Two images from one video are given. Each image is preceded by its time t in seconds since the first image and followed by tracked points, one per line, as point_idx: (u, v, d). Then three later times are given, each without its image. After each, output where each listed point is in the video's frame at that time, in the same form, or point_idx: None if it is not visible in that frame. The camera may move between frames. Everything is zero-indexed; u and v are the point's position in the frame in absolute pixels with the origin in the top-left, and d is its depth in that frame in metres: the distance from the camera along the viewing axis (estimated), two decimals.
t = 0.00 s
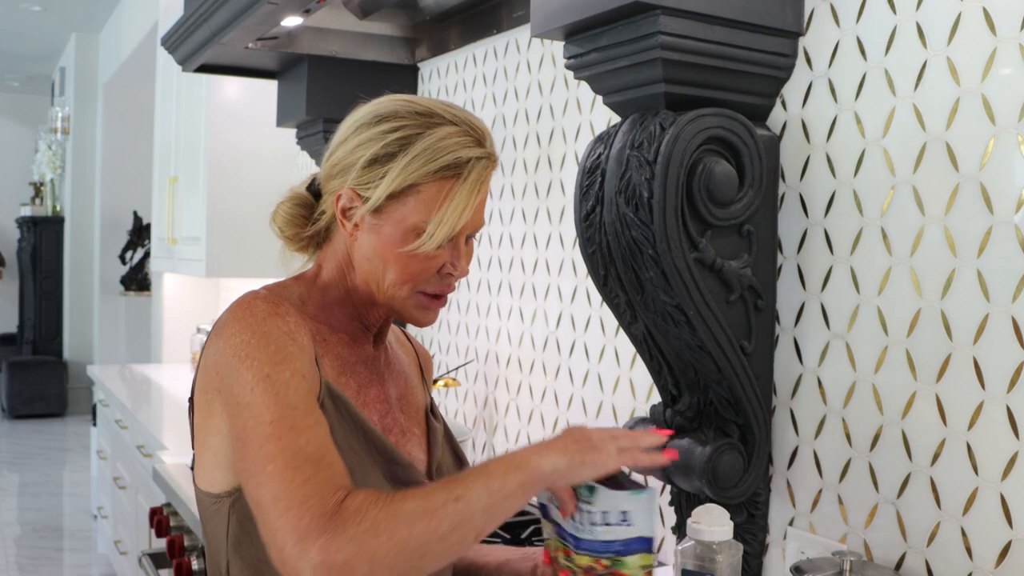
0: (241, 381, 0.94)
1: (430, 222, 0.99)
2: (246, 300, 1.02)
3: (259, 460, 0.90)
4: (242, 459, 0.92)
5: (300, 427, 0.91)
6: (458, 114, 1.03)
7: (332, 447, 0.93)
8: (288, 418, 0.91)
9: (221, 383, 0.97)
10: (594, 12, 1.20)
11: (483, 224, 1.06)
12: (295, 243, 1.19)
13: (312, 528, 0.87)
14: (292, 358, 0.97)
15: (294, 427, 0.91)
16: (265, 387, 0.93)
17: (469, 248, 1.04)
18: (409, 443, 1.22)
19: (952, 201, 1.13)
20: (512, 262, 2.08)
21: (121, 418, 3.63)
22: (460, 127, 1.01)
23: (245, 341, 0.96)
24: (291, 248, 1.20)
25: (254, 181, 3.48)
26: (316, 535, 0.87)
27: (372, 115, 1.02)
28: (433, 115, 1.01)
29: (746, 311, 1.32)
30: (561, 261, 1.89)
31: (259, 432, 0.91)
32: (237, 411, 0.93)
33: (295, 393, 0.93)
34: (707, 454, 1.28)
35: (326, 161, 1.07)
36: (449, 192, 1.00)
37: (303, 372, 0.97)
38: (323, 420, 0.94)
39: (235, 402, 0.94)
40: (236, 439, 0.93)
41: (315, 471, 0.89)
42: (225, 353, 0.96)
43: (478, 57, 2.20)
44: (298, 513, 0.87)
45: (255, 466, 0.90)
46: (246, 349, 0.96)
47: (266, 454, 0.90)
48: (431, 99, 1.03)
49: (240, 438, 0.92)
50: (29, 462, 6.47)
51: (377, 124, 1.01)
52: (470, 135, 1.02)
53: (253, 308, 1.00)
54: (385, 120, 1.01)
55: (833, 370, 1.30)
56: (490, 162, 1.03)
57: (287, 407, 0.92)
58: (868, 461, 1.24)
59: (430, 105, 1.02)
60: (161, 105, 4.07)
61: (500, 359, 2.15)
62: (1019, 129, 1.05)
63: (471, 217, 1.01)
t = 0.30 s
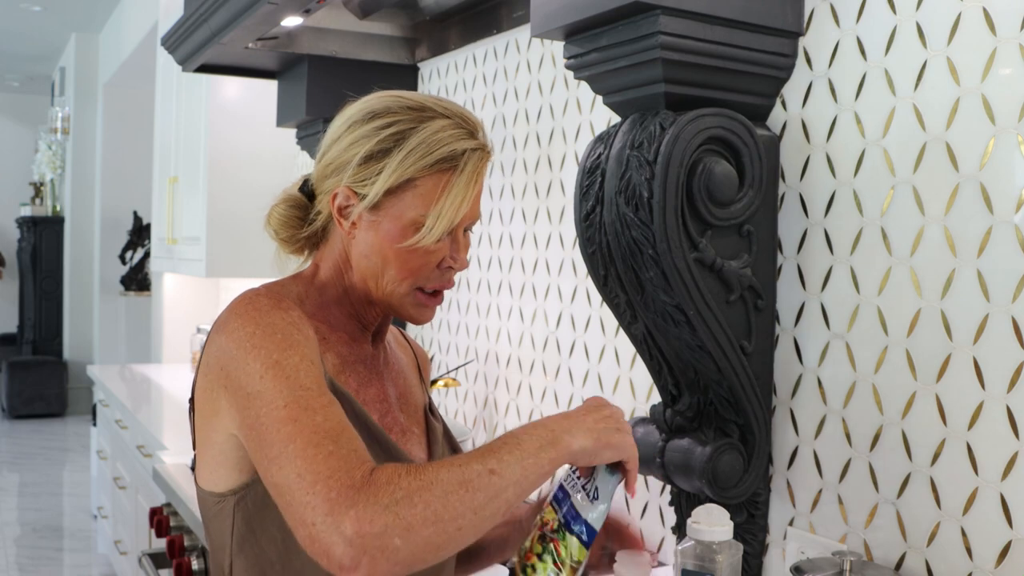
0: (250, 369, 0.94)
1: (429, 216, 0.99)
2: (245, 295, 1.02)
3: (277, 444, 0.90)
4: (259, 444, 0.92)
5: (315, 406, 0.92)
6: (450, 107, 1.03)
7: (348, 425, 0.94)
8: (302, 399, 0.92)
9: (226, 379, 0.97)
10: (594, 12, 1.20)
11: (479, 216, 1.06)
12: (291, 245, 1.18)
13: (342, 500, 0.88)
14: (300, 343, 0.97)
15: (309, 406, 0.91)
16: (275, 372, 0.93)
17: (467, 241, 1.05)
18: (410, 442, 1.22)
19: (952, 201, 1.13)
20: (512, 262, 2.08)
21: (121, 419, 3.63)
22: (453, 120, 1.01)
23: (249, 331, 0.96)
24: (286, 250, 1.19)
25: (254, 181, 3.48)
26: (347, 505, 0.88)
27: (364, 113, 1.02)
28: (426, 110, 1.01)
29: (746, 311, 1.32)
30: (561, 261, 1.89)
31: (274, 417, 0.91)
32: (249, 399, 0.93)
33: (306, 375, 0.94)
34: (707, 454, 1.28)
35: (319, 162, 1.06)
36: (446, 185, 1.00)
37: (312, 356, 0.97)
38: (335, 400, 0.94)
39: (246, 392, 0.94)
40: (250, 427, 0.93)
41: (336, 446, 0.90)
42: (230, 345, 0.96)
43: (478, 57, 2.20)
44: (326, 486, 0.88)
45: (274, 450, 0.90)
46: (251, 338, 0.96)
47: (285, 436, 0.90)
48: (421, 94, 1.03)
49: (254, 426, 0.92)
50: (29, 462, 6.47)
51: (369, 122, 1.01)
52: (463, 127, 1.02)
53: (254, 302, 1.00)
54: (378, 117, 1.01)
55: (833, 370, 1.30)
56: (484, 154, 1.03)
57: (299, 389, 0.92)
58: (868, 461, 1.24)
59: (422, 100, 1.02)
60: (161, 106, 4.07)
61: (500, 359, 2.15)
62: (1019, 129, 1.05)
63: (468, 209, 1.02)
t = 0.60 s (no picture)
0: (253, 377, 0.94)
1: (433, 213, 0.99)
2: (248, 300, 1.01)
3: (279, 456, 0.90)
4: (261, 455, 0.92)
5: (318, 419, 0.91)
6: (450, 105, 1.03)
7: (355, 440, 0.93)
8: (305, 411, 0.91)
9: (229, 383, 0.97)
10: (594, 12, 1.20)
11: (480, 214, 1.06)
12: (291, 245, 1.18)
13: (342, 518, 0.87)
14: (303, 351, 0.97)
15: (312, 419, 0.91)
16: (278, 381, 0.93)
17: (467, 239, 1.05)
18: (411, 442, 1.22)
19: (952, 202, 1.13)
20: (512, 262, 2.08)
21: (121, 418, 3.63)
22: (454, 117, 1.01)
23: (251, 338, 0.96)
24: (285, 250, 1.19)
25: (254, 181, 3.48)
26: (347, 524, 0.87)
27: (364, 111, 1.02)
28: (427, 108, 1.01)
29: (746, 311, 1.32)
30: (561, 261, 1.90)
31: (278, 429, 0.91)
32: (251, 408, 0.93)
33: (309, 386, 0.93)
34: (707, 454, 1.28)
35: (318, 160, 1.06)
36: (448, 182, 1.00)
37: (315, 366, 0.97)
38: (339, 410, 0.94)
39: (248, 400, 0.94)
40: (253, 437, 0.93)
41: (337, 462, 0.89)
42: (232, 352, 0.96)
43: (478, 58, 2.20)
44: (326, 504, 0.87)
45: (277, 463, 0.90)
46: (254, 345, 0.95)
47: (287, 450, 0.90)
48: (421, 91, 1.03)
49: (258, 435, 0.92)
50: (29, 462, 6.47)
51: (370, 120, 1.00)
52: (463, 124, 1.02)
53: (257, 306, 1.00)
54: (378, 115, 1.01)
55: (833, 370, 1.30)
56: (485, 151, 1.03)
57: (301, 401, 0.92)
58: (869, 461, 1.24)
59: (422, 97, 1.02)
60: (161, 105, 4.07)
61: (500, 359, 2.15)
62: (1019, 129, 1.05)
63: (471, 206, 1.02)
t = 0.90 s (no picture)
0: (248, 382, 0.94)
1: (420, 212, 0.99)
2: (247, 303, 1.01)
3: (268, 464, 0.91)
4: (249, 460, 0.93)
5: (309, 429, 0.92)
6: (447, 103, 1.03)
7: (342, 450, 0.94)
8: (296, 420, 0.92)
9: (225, 385, 0.97)
10: (594, 12, 1.20)
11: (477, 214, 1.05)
12: (292, 244, 1.18)
13: (324, 532, 0.88)
14: (299, 358, 0.97)
15: (303, 429, 0.91)
16: (273, 388, 0.93)
17: (464, 239, 1.04)
18: (412, 444, 1.22)
19: (952, 202, 1.13)
20: (512, 262, 2.08)
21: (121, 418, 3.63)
22: (448, 115, 1.01)
23: (247, 343, 0.96)
24: (287, 249, 1.19)
25: (254, 181, 3.48)
26: (328, 539, 0.88)
27: (359, 109, 1.02)
28: (420, 106, 1.02)
29: (746, 311, 1.32)
30: (561, 261, 1.90)
31: (267, 436, 0.91)
32: (244, 413, 0.93)
33: (303, 395, 0.94)
34: (707, 454, 1.28)
35: (315, 158, 1.07)
36: (437, 180, 0.99)
37: (310, 374, 0.97)
38: (331, 421, 0.94)
39: (244, 404, 0.94)
40: (244, 442, 0.94)
41: (324, 474, 0.90)
42: (229, 355, 0.96)
43: (478, 57, 2.20)
44: (308, 517, 0.88)
45: (264, 469, 0.91)
46: (250, 350, 0.95)
47: (275, 458, 0.90)
48: (418, 89, 1.03)
49: (248, 440, 0.93)
50: (30, 462, 6.46)
51: (363, 117, 1.01)
52: (458, 122, 1.02)
53: (254, 309, 1.00)
54: (371, 112, 1.01)
55: (833, 370, 1.30)
56: (480, 149, 1.02)
57: (294, 410, 0.92)
58: (869, 461, 1.24)
59: (416, 95, 1.02)
60: (161, 105, 4.07)
61: (500, 359, 2.15)
62: (1019, 129, 1.05)
63: (461, 205, 1.01)
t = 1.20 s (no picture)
0: (242, 384, 0.94)
1: (413, 217, 0.99)
2: (244, 304, 1.01)
3: (257, 466, 0.91)
4: (239, 460, 0.93)
5: (304, 433, 0.92)
6: (445, 106, 1.03)
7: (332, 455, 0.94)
8: (289, 423, 0.92)
9: (220, 385, 0.97)
10: (594, 12, 1.20)
11: (473, 219, 1.05)
12: (290, 242, 1.18)
13: (311, 537, 0.88)
14: (296, 362, 0.97)
15: (298, 433, 0.92)
16: (267, 391, 0.93)
17: (459, 243, 1.04)
18: (411, 445, 1.22)
19: (952, 201, 1.13)
20: (512, 262, 2.08)
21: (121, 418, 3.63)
22: (445, 118, 1.01)
23: (246, 343, 0.96)
24: (286, 247, 1.19)
25: (254, 182, 3.48)
26: (315, 544, 0.88)
27: (357, 110, 1.02)
28: (417, 108, 1.02)
29: (746, 311, 1.32)
30: (561, 261, 1.90)
31: (259, 437, 0.91)
32: (238, 412, 0.93)
33: (299, 399, 0.94)
34: (707, 454, 1.28)
35: (312, 159, 1.07)
36: (431, 184, 0.99)
37: (304, 378, 0.97)
38: (324, 427, 0.95)
39: (236, 405, 0.94)
40: (236, 441, 0.94)
41: (315, 477, 0.90)
42: (227, 354, 0.96)
43: (478, 57, 2.20)
44: (297, 520, 0.88)
45: (254, 471, 0.91)
46: (248, 351, 0.95)
47: (267, 458, 0.90)
48: (416, 91, 1.03)
49: (239, 441, 0.93)
50: (30, 462, 6.47)
51: (359, 118, 1.01)
52: (456, 126, 1.02)
53: (251, 310, 1.00)
54: (368, 114, 1.01)
55: (833, 370, 1.30)
56: (477, 153, 1.02)
57: (288, 413, 0.93)
58: (868, 461, 1.24)
59: (414, 97, 1.02)
60: (161, 105, 4.06)
61: (500, 359, 2.15)
62: (1019, 129, 1.05)
63: (456, 210, 1.01)
